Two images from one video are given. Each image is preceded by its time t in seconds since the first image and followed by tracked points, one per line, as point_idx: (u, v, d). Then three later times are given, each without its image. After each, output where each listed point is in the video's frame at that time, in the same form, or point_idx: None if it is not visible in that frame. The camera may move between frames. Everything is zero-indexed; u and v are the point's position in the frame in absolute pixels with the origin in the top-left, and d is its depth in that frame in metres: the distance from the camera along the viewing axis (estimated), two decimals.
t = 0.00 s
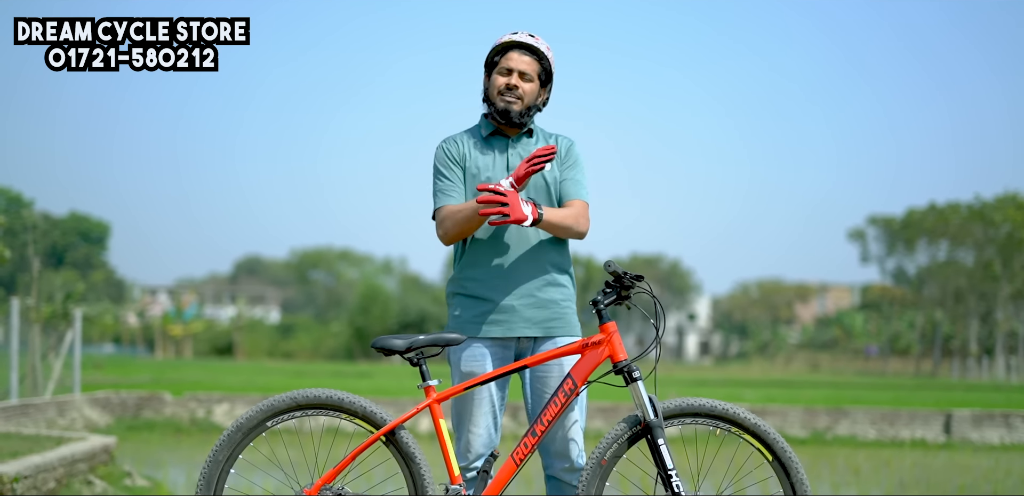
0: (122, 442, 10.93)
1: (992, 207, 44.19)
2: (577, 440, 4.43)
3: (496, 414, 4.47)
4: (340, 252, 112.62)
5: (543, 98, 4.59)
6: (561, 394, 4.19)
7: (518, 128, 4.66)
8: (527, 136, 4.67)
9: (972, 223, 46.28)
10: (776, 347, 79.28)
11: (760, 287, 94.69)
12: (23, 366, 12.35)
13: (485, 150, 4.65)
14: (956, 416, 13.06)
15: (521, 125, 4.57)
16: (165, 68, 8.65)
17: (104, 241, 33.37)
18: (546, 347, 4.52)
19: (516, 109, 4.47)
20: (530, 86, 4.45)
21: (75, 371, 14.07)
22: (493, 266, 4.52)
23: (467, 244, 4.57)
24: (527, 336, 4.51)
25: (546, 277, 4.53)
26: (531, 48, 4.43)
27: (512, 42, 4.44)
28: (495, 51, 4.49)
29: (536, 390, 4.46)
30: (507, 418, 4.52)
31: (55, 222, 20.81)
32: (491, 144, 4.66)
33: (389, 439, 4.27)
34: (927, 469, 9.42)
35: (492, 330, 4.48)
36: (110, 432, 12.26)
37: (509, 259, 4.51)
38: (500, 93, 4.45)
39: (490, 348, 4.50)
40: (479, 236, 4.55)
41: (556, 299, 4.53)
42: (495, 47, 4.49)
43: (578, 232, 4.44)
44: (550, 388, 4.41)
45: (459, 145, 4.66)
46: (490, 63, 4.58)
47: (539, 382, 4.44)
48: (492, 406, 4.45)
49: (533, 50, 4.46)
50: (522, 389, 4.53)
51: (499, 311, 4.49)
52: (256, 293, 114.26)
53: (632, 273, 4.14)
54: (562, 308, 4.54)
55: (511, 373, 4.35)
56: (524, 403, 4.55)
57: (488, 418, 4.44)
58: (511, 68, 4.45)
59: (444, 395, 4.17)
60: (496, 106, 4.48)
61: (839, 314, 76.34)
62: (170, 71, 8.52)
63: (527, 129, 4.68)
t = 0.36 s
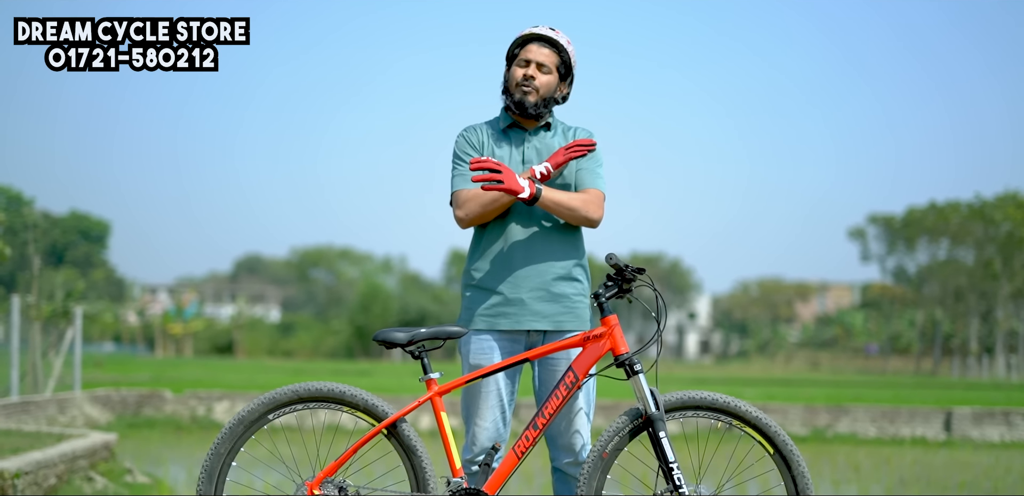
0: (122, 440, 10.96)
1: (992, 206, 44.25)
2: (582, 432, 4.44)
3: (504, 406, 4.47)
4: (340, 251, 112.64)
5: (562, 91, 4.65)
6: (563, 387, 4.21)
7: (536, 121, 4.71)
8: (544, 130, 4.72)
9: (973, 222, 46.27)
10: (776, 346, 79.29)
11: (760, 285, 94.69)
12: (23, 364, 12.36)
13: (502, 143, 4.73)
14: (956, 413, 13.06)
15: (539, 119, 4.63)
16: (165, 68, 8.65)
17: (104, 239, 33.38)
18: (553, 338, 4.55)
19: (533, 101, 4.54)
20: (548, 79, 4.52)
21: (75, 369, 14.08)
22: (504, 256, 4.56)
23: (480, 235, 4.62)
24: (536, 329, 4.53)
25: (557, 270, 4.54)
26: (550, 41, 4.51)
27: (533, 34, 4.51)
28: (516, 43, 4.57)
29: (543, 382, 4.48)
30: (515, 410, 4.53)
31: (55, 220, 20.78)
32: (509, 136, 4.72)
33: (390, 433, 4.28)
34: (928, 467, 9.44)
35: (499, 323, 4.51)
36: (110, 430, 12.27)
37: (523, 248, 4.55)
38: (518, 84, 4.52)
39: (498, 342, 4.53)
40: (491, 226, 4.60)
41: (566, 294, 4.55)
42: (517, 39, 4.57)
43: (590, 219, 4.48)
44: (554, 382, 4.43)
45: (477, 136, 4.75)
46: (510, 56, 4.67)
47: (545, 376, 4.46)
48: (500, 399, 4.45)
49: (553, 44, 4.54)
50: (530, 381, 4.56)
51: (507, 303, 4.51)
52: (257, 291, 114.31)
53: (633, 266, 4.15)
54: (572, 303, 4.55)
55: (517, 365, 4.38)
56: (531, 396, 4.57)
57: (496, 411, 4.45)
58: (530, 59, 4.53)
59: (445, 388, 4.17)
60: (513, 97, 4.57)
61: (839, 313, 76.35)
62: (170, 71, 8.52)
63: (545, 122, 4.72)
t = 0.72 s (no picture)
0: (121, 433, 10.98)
1: (991, 201, 44.32)
2: (582, 424, 4.44)
3: (505, 397, 4.47)
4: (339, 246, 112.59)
5: (567, 84, 4.67)
6: (563, 379, 4.21)
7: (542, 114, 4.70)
8: (550, 124, 4.70)
9: (972, 217, 46.29)
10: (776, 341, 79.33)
11: (759, 281, 94.71)
12: (23, 358, 12.35)
13: (507, 137, 4.73)
14: (956, 408, 13.07)
15: (544, 113, 4.64)
16: (165, 68, 8.64)
17: (104, 234, 33.40)
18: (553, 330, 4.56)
19: (538, 98, 4.56)
20: (554, 75, 4.53)
21: (74, 364, 14.08)
22: (506, 250, 4.56)
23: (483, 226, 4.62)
24: (535, 322, 4.55)
25: (557, 263, 4.54)
26: (556, 36, 4.50)
27: (538, 28, 4.51)
28: (520, 37, 4.57)
29: (542, 373, 4.49)
30: (515, 401, 4.53)
31: (55, 216, 20.76)
32: (514, 131, 4.73)
33: (389, 423, 4.27)
34: (927, 461, 9.45)
35: (499, 315, 4.53)
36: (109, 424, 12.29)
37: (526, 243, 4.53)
38: (523, 82, 4.54)
39: (498, 332, 4.55)
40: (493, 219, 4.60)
41: (567, 287, 4.54)
42: (521, 32, 4.56)
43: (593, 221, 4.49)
44: (553, 373, 4.43)
45: (481, 127, 4.76)
46: (516, 48, 4.67)
47: (545, 368, 4.46)
48: (499, 390, 4.46)
49: (558, 37, 4.53)
50: (531, 372, 4.57)
51: (508, 296, 4.52)
52: (256, 286, 114.32)
53: (633, 256, 4.15)
54: (572, 296, 4.56)
55: (517, 357, 4.38)
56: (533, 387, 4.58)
57: (496, 402, 4.45)
58: (535, 54, 4.53)
59: (445, 380, 4.17)
60: (519, 93, 4.59)
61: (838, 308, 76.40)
62: (170, 71, 8.51)
63: (551, 115, 4.69)
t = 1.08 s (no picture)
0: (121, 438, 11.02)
1: (991, 206, 44.27)
2: (579, 421, 4.43)
3: (498, 396, 4.47)
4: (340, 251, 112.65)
5: (551, 80, 4.61)
6: (563, 375, 4.20)
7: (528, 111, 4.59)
8: (538, 120, 4.60)
9: (972, 222, 46.24)
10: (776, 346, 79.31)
11: (759, 287, 94.69)
12: (22, 363, 12.33)
13: (491, 137, 4.60)
14: (956, 412, 13.07)
15: (531, 111, 4.56)
16: (165, 68, 8.63)
17: (104, 240, 33.46)
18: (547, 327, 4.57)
19: (526, 99, 4.51)
20: (539, 73, 4.46)
21: (74, 369, 14.07)
22: (500, 249, 4.53)
23: (475, 224, 4.56)
24: (527, 320, 4.55)
25: (546, 258, 4.51)
26: (539, 33, 4.42)
27: (520, 27, 4.43)
28: (501, 36, 4.49)
29: (537, 370, 4.48)
30: (508, 399, 4.52)
31: (54, 222, 20.73)
32: (500, 129, 4.60)
33: (387, 420, 4.27)
34: (928, 465, 9.43)
35: (490, 314, 4.53)
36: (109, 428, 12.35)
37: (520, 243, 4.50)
38: (508, 83, 4.48)
39: (493, 331, 4.55)
40: (485, 217, 4.55)
41: (556, 284, 4.53)
42: (502, 31, 4.47)
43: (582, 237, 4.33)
44: (548, 371, 4.43)
45: (463, 126, 4.64)
46: (497, 47, 4.59)
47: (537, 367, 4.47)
48: (493, 388, 4.45)
49: (540, 34, 4.45)
50: (522, 371, 4.58)
51: (499, 295, 4.52)
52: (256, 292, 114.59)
53: (634, 252, 4.16)
54: (562, 292, 4.55)
55: (512, 354, 4.38)
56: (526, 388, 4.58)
57: (489, 400, 4.44)
58: (518, 54, 4.45)
59: (443, 376, 4.16)
60: (504, 95, 4.53)
61: (839, 314, 76.39)
62: (170, 71, 8.51)
63: (538, 111, 4.59)
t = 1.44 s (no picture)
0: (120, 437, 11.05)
1: (991, 207, 44.23)
2: (575, 414, 4.43)
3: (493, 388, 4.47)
4: (340, 252, 112.72)
5: (525, 68, 4.64)
6: (563, 367, 4.20)
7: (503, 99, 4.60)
8: (512, 108, 4.61)
9: (972, 223, 46.24)
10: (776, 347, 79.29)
11: (760, 288, 94.69)
12: (22, 363, 12.33)
13: (467, 127, 4.61)
14: (957, 412, 13.07)
15: (506, 100, 4.58)
16: (165, 68, 8.63)
17: (104, 242, 33.50)
18: (540, 319, 4.57)
19: (501, 87, 4.53)
20: (512, 60, 4.50)
21: (74, 369, 14.08)
22: (485, 238, 4.52)
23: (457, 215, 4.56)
24: (514, 310, 4.56)
25: (529, 248, 4.51)
26: (510, 20, 4.46)
27: (491, 14, 4.46)
28: (472, 26, 4.52)
29: (531, 361, 4.49)
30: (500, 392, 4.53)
31: (54, 224, 20.69)
32: (476, 118, 4.61)
33: (387, 412, 4.27)
34: (930, 464, 9.40)
35: (477, 304, 4.54)
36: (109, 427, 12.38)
37: (503, 233, 4.50)
38: (483, 72, 4.50)
39: (486, 321, 4.55)
40: (467, 207, 4.54)
41: (541, 273, 4.54)
42: (472, 21, 4.51)
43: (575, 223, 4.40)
44: (542, 364, 4.43)
45: (439, 120, 4.64)
46: (468, 39, 4.61)
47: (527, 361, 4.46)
48: (488, 379, 4.45)
49: (511, 22, 4.49)
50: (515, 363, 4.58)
51: (485, 285, 4.52)
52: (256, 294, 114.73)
53: (635, 243, 4.17)
54: (547, 282, 4.56)
55: (508, 346, 4.38)
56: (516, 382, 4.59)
57: (482, 391, 4.44)
58: (491, 42, 4.48)
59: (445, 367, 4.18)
60: (478, 85, 4.55)
61: (839, 315, 76.43)
62: (170, 71, 8.50)
63: (513, 98, 4.61)
